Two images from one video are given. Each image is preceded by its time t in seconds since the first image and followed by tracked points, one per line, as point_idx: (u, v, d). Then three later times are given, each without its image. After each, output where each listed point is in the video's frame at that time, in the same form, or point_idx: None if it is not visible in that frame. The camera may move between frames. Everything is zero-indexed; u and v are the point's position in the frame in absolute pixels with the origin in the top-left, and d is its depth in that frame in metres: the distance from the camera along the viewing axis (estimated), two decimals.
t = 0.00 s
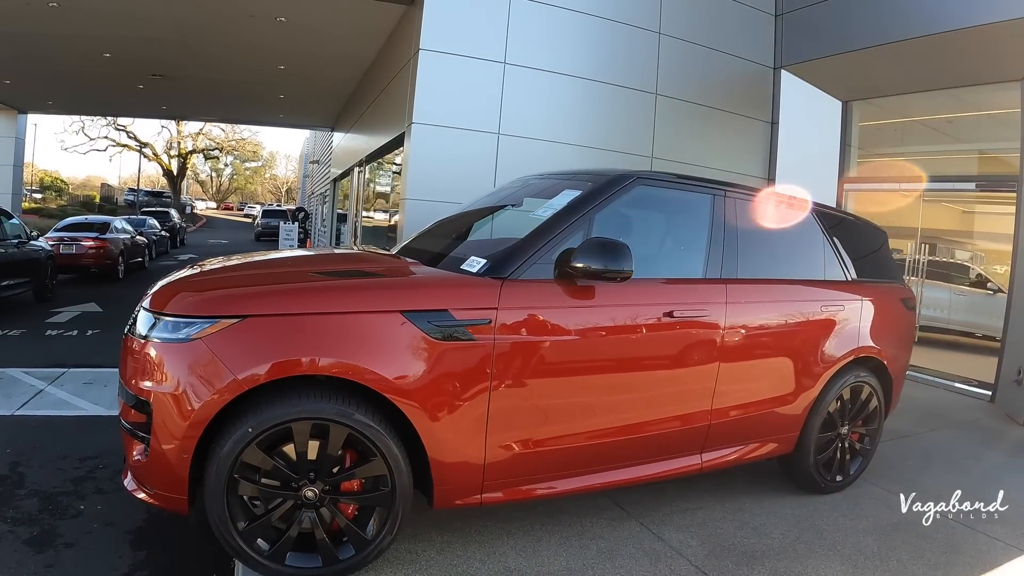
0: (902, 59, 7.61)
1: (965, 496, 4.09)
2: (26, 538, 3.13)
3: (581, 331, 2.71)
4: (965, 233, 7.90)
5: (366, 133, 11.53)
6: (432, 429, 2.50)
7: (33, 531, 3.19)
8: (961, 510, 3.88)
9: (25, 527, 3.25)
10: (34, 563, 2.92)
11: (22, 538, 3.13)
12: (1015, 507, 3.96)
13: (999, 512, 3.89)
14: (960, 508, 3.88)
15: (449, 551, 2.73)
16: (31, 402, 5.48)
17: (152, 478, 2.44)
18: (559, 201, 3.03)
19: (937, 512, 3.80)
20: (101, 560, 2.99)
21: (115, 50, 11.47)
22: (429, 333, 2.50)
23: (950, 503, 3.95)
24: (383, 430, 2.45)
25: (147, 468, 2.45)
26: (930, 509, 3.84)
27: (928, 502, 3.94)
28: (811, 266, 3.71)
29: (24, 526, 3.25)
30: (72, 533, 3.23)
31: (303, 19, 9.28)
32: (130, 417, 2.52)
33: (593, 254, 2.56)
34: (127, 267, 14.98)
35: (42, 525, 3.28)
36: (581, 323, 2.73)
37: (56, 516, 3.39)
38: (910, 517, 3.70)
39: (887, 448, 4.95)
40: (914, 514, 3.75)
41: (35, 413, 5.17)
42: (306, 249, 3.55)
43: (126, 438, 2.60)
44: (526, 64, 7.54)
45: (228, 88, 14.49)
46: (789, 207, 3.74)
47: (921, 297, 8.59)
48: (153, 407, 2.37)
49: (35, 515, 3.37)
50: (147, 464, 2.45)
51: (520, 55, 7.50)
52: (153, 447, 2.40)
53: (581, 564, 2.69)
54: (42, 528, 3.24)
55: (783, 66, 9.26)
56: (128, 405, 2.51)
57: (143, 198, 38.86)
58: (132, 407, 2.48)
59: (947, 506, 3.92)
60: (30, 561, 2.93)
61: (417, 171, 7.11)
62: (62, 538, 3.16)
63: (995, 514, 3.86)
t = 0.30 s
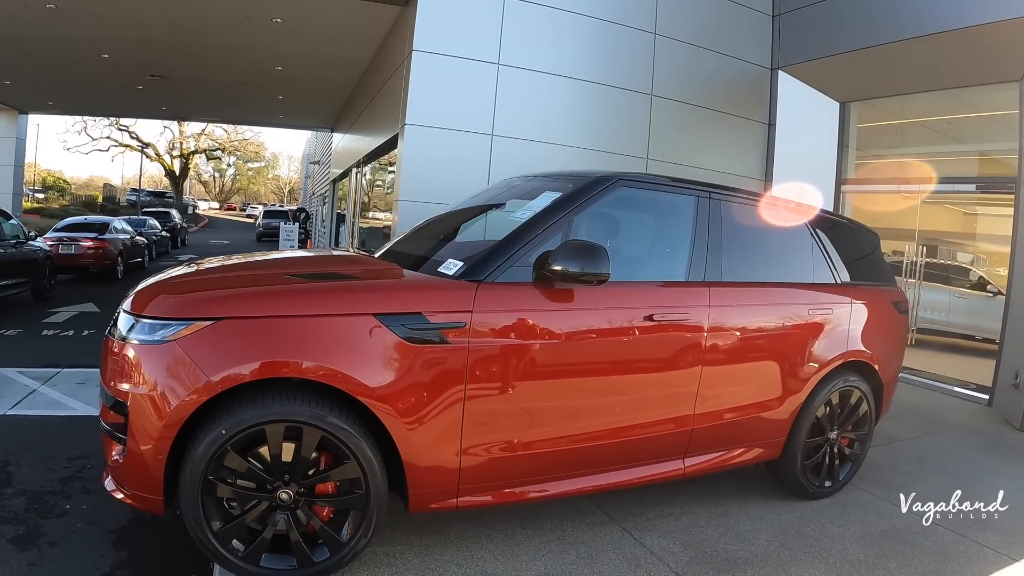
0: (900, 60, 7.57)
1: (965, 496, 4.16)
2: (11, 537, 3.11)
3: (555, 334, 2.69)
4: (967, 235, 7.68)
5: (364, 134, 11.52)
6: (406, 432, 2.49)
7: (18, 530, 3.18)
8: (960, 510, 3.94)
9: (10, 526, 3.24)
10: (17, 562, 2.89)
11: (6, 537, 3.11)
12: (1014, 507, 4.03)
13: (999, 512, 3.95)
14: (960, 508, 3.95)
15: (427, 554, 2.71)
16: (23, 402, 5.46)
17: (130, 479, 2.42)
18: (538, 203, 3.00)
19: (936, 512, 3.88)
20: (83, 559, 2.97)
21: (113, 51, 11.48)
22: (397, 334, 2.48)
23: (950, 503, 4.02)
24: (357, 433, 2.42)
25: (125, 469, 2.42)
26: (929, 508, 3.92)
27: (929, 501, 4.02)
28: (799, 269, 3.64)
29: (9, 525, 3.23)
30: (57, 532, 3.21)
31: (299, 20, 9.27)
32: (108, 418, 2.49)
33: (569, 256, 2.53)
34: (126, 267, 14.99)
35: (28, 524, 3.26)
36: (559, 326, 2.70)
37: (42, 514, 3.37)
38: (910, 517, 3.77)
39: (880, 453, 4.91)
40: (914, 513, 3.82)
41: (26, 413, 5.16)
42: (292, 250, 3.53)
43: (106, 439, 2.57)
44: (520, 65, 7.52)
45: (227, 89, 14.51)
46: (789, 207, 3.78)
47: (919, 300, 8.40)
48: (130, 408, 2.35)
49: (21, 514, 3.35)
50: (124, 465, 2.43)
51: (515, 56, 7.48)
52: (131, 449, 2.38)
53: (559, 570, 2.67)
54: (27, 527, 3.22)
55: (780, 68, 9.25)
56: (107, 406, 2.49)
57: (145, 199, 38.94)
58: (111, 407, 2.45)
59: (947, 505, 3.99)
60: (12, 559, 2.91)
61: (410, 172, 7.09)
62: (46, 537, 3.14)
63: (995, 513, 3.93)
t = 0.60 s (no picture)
0: (897, 61, 7.57)
1: (966, 496, 4.23)
2: (6, 532, 3.15)
3: (537, 335, 2.71)
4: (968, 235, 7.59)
5: (364, 134, 11.58)
6: (390, 430, 2.52)
7: (13, 526, 3.21)
8: (960, 510, 4.00)
9: (6, 521, 3.27)
10: (11, 556, 2.93)
11: (2, 532, 3.15)
12: (1014, 507, 4.10)
13: (999, 512, 4.01)
14: (960, 508, 4.01)
15: (413, 551, 2.75)
16: (22, 400, 5.51)
17: (120, 475, 2.45)
18: (525, 205, 3.03)
19: (936, 512, 3.93)
20: (76, 553, 3.00)
21: (115, 51, 11.54)
22: (379, 334, 2.50)
23: (951, 503, 4.09)
24: (342, 432, 2.45)
25: (116, 465, 2.45)
26: (929, 508, 3.97)
27: (929, 501, 4.08)
28: (789, 271, 3.64)
29: (5, 520, 3.27)
30: (51, 527, 3.25)
31: (298, 21, 9.31)
32: (101, 416, 2.52)
33: (553, 258, 2.57)
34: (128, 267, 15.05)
35: (23, 520, 3.30)
36: (543, 326, 2.73)
37: (37, 510, 3.41)
38: (909, 516, 3.84)
39: (873, 455, 4.93)
40: (913, 513, 3.88)
41: (25, 410, 5.20)
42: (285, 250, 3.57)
43: (99, 436, 2.60)
44: (516, 67, 7.55)
45: (228, 90, 14.58)
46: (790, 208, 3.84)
47: (915, 302, 8.30)
48: (121, 406, 2.38)
49: (18, 510, 3.39)
50: (116, 461, 2.46)
51: (511, 57, 7.51)
52: (122, 446, 2.41)
53: (543, 568, 2.71)
54: (22, 523, 3.26)
55: (777, 69, 9.27)
56: (99, 404, 2.52)
57: (148, 198, 39.03)
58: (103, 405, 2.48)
59: (947, 505, 4.06)
60: (7, 554, 2.95)
61: (407, 173, 7.13)
62: (40, 532, 3.18)
63: (995, 514, 3.99)
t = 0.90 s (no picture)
0: (895, 61, 7.61)
1: (966, 496, 4.21)
2: (11, 522, 3.21)
3: (528, 327, 2.76)
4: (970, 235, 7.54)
5: (364, 132, 11.66)
6: (387, 421, 2.58)
7: (18, 516, 3.28)
8: (961, 510, 3.98)
9: (11, 511, 3.33)
10: (16, 545, 2.99)
11: (7, 522, 3.21)
12: (1015, 508, 4.07)
13: (999, 512, 3.98)
14: (960, 508, 3.99)
15: (410, 541, 2.81)
16: (25, 395, 5.57)
17: (124, 464, 2.51)
18: (520, 201, 3.09)
19: (937, 512, 3.91)
20: (80, 543, 3.06)
21: (117, 51, 11.60)
22: (375, 326, 2.56)
23: (950, 503, 4.06)
24: (341, 421, 2.51)
25: (119, 454, 2.51)
26: (930, 508, 3.95)
27: (929, 501, 4.05)
28: (781, 267, 3.68)
29: (10, 511, 3.34)
30: (56, 517, 3.31)
31: (300, 21, 9.37)
32: (105, 406, 2.58)
33: (546, 251, 2.62)
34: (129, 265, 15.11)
35: (28, 510, 3.36)
36: (537, 320, 2.78)
37: (42, 501, 3.47)
38: (910, 516, 3.81)
39: (867, 450, 4.99)
40: (914, 513, 3.85)
41: (29, 405, 5.27)
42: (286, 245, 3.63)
43: (103, 426, 2.66)
44: (516, 67, 7.61)
45: (229, 90, 14.67)
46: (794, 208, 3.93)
47: (912, 301, 8.44)
48: (125, 396, 2.44)
49: (22, 501, 3.46)
50: (119, 450, 2.52)
51: (511, 57, 7.57)
52: (125, 437, 2.47)
53: (538, 558, 2.77)
54: (27, 513, 3.32)
55: (775, 68, 9.31)
56: (104, 395, 2.58)
57: (149, 197, 39.09)
58: (107, 396, 2.54)
59: (946, 505, 4.03)
60: (13, 543, 3.01)
61: (408, 172, 7.19)
62: (45, 522, 3.24)
63: (995, 514, 3.95)
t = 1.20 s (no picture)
0: (892, 59, 7.66)
1: (965, 496, 4.13)
2: (20, 510, 3.29)
3: (524, 319, 2.84)
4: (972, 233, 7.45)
5: (366, 131, 11.73)
6: (386, 410, 2.66)
7: (26, 505, 3.36)
8: (961, 510, 3.91)
9: (20, 500, 3.42)
10: (25, 532, 3.07)
11: (16, 510, 3.30)
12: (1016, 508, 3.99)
13: (999, 512, 3.90)
14: (960, 508, 3.92)
15: (409, 528, 2.89)
16: (32, 389, 5.67)
17: (130, 451, 2.58)
18: (516, 198, 3.17)
19: (936, 512, 3.84)
20: (87, 530, 3.15)
21: (120, 50, 11.69)
22: (376, 318, 2.64)
23: (951, 503, 3.99)
24: (341, 410, 2.59)
25: (126, 442, 2.59)
26: (929, 508, 3.88)
27: (928, 501, 3.98)
28: (772, 262, 3.74)
29: (19, 499, 3.42)
30: (63, 506, 3.39)
31: (302, 21, 9.45)
32: (113, 396, 2.66)
33: (540, 246, 2.70)
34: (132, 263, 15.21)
35: (36, 499, 3.45)
36: (532, 312, 2.86)
37: (49, 491, 3.55)
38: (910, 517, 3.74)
39: (861, 444, 5.05)
40: (913, 513, 3.79)
41: (35, 399, 5.36)
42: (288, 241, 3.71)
43: (110, 415, 2.74)
44: (515, 66, 7.68)
45: (232, 89, 14.77)
46: (801, 219, 3.99)
47: (908, 298, 8.34)
48: (132, 385, 2.52)
49: (30, 491, 3.54)
50: (126, 437, 2.60)
51: (510, 56, 7.64)
52: (132, 425, 2.55)
53: (533, 544, 2.84)
54: (34, 502, 3.40)
55: (773, 67, 9.39)
56: (112, 385, 2.65)
57: (151, 196, 39.20)
58: (115, 385, 2.62)
59: (946, 505, 3.96)
60: (21, 530, 3.09)
61: (408, 169, 7.26)
62: (52, 510, 3.32)
63: (995, 514, 3.88)
